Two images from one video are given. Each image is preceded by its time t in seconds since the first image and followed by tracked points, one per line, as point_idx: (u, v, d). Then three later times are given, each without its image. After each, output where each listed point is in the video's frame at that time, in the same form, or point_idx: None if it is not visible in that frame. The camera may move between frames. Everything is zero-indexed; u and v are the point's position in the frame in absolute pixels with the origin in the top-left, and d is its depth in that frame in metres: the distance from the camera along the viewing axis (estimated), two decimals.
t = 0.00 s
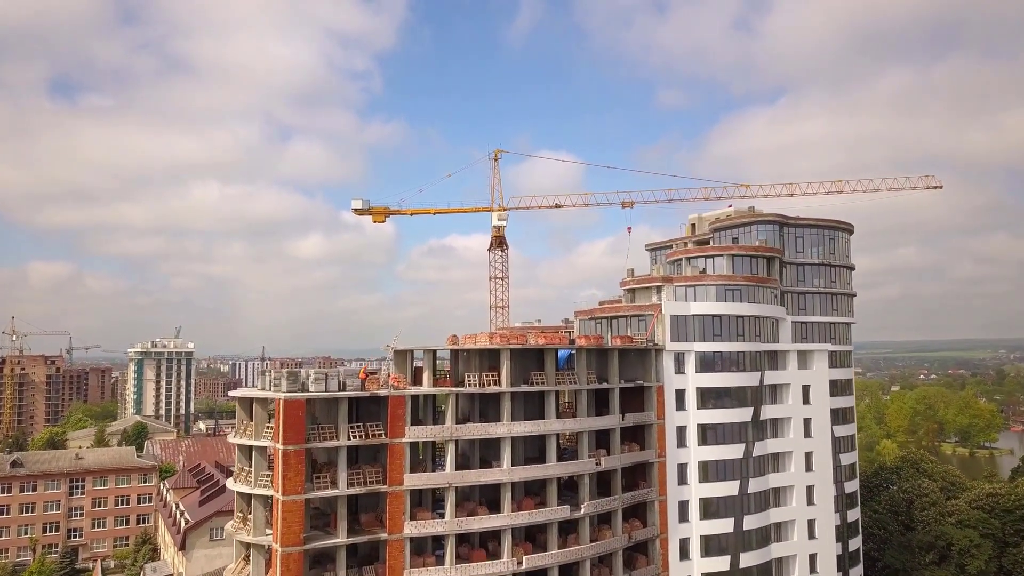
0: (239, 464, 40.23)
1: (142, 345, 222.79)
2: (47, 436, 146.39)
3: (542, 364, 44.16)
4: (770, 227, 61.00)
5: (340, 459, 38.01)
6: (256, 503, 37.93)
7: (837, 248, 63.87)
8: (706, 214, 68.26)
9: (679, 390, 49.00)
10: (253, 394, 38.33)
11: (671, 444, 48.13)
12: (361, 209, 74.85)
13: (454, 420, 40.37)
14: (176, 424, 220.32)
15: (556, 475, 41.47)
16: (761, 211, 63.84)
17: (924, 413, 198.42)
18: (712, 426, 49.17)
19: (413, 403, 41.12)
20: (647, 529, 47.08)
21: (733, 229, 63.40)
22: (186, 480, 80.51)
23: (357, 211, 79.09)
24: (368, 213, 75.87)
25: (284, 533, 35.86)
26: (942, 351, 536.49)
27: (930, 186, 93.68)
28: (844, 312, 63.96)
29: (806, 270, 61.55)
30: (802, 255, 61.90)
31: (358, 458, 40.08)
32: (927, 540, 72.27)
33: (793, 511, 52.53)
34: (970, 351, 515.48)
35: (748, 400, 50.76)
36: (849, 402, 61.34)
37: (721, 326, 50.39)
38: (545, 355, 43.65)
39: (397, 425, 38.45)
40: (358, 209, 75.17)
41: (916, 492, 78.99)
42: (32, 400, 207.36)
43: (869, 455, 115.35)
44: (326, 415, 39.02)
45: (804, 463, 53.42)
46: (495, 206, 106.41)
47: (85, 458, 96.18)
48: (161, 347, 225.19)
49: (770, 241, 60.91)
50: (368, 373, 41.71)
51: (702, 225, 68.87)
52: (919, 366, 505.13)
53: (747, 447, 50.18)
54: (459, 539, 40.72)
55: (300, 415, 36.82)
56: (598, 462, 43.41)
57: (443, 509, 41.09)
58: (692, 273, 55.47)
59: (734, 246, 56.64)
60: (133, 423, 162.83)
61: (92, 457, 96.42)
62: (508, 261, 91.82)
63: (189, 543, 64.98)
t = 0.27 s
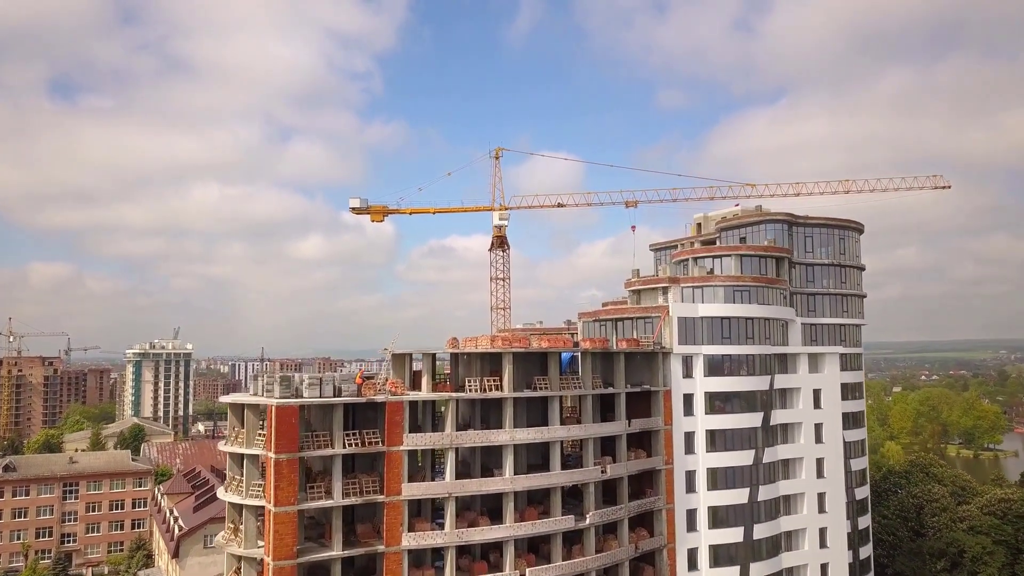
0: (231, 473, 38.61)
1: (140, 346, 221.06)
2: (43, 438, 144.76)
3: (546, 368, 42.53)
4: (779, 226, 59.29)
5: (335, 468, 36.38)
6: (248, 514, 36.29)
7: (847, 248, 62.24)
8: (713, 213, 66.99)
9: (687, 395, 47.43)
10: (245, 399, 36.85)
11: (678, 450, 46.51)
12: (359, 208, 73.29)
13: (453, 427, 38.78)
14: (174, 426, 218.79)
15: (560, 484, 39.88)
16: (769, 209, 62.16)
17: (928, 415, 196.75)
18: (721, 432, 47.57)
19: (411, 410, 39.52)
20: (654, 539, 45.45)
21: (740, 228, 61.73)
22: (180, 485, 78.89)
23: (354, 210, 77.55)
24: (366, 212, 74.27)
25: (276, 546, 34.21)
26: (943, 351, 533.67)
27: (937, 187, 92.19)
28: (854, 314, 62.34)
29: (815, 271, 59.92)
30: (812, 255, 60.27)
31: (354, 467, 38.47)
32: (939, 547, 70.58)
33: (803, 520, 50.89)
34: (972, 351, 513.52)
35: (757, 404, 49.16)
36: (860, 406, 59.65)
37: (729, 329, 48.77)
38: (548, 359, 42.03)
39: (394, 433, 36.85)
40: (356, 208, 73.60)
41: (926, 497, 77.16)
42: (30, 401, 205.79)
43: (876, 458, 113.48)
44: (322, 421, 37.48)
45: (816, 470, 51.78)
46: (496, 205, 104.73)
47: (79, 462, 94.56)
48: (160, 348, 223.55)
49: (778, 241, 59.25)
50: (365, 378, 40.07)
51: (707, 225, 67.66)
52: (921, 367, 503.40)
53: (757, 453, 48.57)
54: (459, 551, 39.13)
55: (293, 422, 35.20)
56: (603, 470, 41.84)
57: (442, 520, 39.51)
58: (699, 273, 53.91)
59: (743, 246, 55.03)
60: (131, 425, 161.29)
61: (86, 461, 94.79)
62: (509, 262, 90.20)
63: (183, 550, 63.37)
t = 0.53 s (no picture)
0: (221, 483, 36.92)
1: (139, 347, 219.30)
2: (38, 441, 142.97)
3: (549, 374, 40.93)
4: (789, 226, 57.59)
5: (329, 478, 34.74)
6: (238, 527, 34.60)
7: (857, 248, 60.59)
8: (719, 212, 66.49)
9: (695, 400, 45.82)
10: (235, 407, 35.18)
11: (687, 457, 44.90)
12: (356, 208, 71.75)
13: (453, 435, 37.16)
14: (172, 428, 217.07)
15: (564, 494, 38.28)
16: (777, 208, 60.51)
17: (932, 417, 194.81)
18: (730, 439, 45.95)
19: (409, 417, 37.91)
20: (662, 549, 43.82)
21: (748, 228, 60.08)
22: (174, 490, 77.19)
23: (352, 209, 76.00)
24: (363, 212, 72.74)
25: (267, 562, 32.53)
26: (945, 352, 525.77)
27: (945, 187, 90.67)
28: (865, 316, 60.73)
29: (825, 272, 58.30)
30: (822, 255, 58.63)
31: (350, 477, 36.84)
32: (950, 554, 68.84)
33: (815, 529, 49.26)
34: (974, 352, 511.65)
35: (768, 409, 47.53)
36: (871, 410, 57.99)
37: (739, 332, 47.16)
38: (552, 364, 40.44)
39: (391, 441, 35.24)
40: (353, 208, 72.07)
41: (937, 503, 75.46)
42: (27, 403, 204.02)
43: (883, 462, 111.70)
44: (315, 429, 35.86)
45: (828, 477, 50.15)
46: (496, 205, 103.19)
47: (72, 467, 92.81)
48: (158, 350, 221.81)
49: (787, 241, 57.61)
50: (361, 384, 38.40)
51: (712, 224, 66.67)
52: (922, 367, 501.56)
53: (768, 461, 46.93)
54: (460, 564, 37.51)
55: (285, 431, 33.51)
56: (609, 479, 40.24)
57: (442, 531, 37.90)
58: (706, 274, 52.36)
59: (752, 246, 53.42)
60: (128, 427, 159.55)
61: (80, 465, 93.06)
62: (510, 263, 88.58)
63: (176, 559, 61.67)
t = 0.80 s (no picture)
0: (209, 493, 35.31)
1: (136, 348, 217.43)
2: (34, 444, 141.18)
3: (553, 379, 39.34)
4: (798, 225, 55.96)
5: (323, 489, 33.13)
6: (227, 540, 32.98)
7: (868, 248, 58.95)
8: (725, 212, 65.31)
9: (704, 405, 44.25)
10: (224, 413, 33.56)
11: (695, 465, 43.31)
12: (354, 207, 70.22)
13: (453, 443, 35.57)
14: (170, 430, 215.25)
15: (569, 504, 36.71)
16: (786, 207, 58.93)
17: (937, 419, 192.61)
18: (741, 445, 44.35)
19: (408, 424, 36.35)
20: (670, 561, 42.22)
21: (757, 227, 58.47)
22: (168, 496, 75.56)
23: (350, 209, 74.48)
24: (361, 211, 71.22)
25: None
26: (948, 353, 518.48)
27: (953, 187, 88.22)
28: (876, 318, 59.11)
29: (836, 272, 56.68)
30: (832, 255, 56.99)
31: (345, 487, 35.26)
32: (962, 561, 67.22)
33: (827, 538, 47.63)
34: (977, 353, 509.61)
35: (779, 414, 45.95)
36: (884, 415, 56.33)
37: (750, 334, 45.56)
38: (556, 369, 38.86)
39: (388, 450, 33.65)
40: (351, 206, 70.53)
41: (948, 509, 73.67)
42: (24, 405, 202.28)
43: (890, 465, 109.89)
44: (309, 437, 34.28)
45: (840, 484, 48.53)
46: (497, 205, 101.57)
47: (66, 471, 91.14)
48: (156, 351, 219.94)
49: (797, 240, 56.01)
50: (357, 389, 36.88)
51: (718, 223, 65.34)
52: (924, 368, 499.50)
53: (779, 468, 45.36)
54: None
55: (276, 439, 31.91)
56: (616, 488, 38.68)
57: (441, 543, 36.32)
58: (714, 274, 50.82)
59: (761, 246, 51.83)
60: (124, 430, 157.76)
61: (74, 470, 91.44)
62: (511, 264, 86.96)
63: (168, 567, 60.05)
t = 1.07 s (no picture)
0: (198, 504, 33.67)
1: (134, 350, 215.61)
2: (29, 447, 139.35)
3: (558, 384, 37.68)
4: (809, 224, 54.31)
5: (316, 501, 31.47)
6: (215, 555, 31.33)
7: (880, 248, 57.28)
8: (731, 211, 63.90)
9: (713, 411, 42.64)
10: (212, 421, 31.89)
11: (705, 473, 41.70)
12: (351, 205, 68.68)
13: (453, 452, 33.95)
14: (168, 432, 213.42)
15: (574, 516, 35.11)
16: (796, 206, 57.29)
17: (941, 421, 190.57)
18: (751, 453, 42.72)
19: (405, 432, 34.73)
20: (679, 573, 40.59)
21: (766, 227, 56.87)
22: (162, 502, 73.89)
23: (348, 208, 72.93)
24: (359, 209, 69.68)
25: None
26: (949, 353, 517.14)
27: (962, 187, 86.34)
28: (887, 320, 57.45)
29: (847, 273, 55.06)
30: (843, 255, 55.34)
31: (340, 498, 33.62)
32: (975, 569, 65.44)
33: (840, 548, 45.98)
34: (979, 354, 507.56)
35: (791, 420, 44.33)
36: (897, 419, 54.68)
37: (761, 337, 43.97)
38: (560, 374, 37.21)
39: (385, 460, 32.01)
40: (349, 205, 68.97)
41: (960, 515, 71.85)
42: (21, 407, 200.57)
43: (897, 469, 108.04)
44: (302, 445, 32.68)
45: (854, 493, 46.89)
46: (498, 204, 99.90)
47: (59, 475, 89.48)
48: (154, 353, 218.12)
49: (807, 240, 54.39)
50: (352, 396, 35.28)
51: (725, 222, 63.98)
52: (926, 369, 497.37)
53: (791, 476, 43.74)
54: None
55: (266, 449, 30.21)
56: (623, 498, 37.09)
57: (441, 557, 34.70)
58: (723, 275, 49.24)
59: (771, 246, 50.22)
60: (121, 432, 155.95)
61: (67, 474, 89.80)
62: (512, 265, 85.38)
63: None
